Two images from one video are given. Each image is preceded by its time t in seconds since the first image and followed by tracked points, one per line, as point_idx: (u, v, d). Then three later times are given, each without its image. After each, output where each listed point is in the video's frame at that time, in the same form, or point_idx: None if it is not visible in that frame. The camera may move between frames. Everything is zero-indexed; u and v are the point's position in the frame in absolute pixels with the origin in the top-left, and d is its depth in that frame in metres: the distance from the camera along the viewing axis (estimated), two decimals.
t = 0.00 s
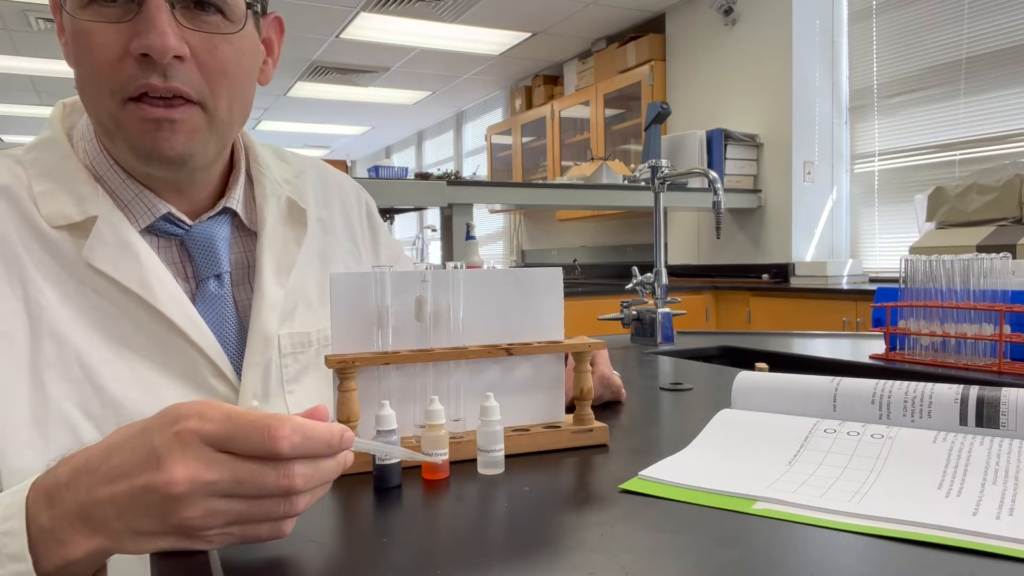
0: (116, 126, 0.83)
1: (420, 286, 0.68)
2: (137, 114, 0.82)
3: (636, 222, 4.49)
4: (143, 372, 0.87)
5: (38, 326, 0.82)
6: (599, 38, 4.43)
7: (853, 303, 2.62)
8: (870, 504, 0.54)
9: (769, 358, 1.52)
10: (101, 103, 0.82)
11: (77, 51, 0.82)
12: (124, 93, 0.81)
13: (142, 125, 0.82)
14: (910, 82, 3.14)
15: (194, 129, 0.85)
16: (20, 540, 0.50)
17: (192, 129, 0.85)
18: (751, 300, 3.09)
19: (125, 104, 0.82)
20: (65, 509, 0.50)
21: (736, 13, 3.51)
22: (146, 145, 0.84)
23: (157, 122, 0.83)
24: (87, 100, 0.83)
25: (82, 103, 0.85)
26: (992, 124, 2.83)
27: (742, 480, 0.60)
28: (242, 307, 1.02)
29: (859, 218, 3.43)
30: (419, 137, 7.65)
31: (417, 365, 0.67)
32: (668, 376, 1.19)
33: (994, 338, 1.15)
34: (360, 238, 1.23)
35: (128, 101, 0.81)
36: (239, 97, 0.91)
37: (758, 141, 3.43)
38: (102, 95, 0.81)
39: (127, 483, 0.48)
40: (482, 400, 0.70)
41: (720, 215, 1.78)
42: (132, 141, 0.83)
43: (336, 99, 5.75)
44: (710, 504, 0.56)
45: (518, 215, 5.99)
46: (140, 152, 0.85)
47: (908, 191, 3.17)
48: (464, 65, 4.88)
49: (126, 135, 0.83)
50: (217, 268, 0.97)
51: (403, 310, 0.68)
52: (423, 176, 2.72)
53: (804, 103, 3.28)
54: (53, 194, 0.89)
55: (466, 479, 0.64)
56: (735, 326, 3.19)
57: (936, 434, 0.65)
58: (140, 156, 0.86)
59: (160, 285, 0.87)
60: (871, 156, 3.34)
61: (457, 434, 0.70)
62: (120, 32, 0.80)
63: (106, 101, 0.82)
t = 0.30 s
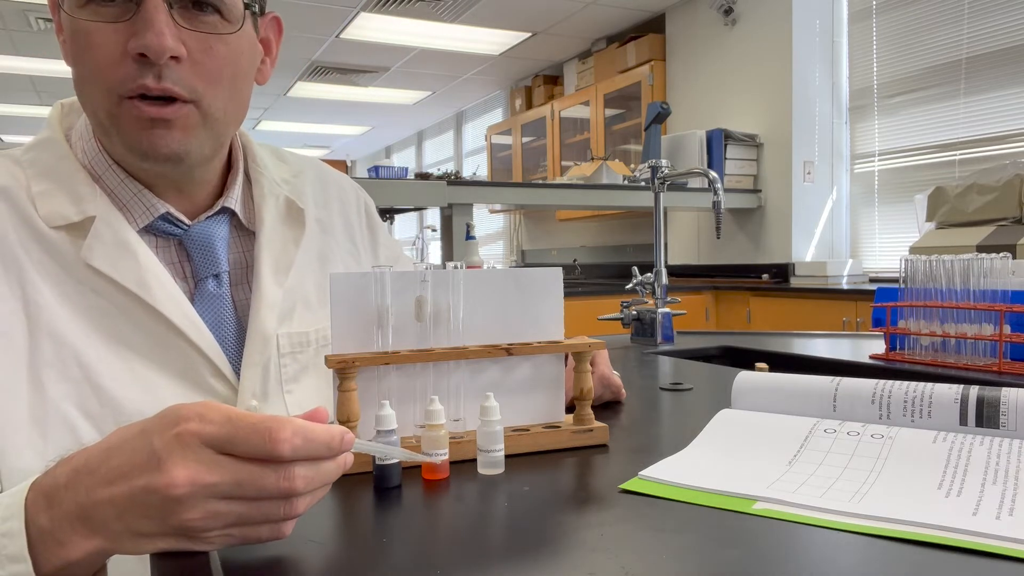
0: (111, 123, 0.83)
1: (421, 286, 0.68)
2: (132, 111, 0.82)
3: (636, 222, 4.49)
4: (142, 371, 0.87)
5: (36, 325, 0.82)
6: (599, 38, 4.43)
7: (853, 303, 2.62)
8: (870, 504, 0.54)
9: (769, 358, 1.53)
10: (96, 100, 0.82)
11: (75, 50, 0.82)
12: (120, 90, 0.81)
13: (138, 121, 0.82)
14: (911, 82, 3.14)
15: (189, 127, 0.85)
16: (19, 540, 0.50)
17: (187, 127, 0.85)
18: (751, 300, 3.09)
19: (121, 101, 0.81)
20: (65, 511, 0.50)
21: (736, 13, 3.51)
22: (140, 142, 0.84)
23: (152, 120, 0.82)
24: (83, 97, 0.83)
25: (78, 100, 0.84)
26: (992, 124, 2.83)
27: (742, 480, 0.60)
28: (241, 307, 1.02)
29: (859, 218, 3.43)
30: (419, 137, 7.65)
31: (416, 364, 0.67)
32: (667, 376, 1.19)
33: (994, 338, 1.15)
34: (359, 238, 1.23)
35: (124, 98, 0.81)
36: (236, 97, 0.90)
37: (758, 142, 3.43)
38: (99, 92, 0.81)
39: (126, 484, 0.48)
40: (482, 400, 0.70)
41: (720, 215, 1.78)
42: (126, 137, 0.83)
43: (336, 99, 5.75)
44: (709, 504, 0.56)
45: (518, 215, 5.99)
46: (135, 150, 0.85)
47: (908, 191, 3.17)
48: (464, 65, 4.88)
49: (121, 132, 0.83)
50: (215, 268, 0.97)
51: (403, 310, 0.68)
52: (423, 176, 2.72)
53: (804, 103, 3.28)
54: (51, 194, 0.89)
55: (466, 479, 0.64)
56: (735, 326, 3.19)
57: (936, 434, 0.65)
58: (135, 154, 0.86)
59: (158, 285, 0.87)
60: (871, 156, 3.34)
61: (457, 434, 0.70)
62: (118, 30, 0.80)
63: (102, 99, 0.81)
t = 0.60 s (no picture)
0: (170, 144, 0.84)
1: (421, 286, 0.68)
2: (198, 128, 0.83)
3: (636, 222, 4.49)
4: (141, 370, 0.87)
5: (34, 322, 0.82)
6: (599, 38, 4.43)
7: (853, 303, 2.62)
8: (870, 504, 0.54)
9: (769, 358, 1.53)
10: (156, 115, 0.82)
11: (130, 69, 0.81)
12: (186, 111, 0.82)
13: (201, 139, 0.83)
14: (911, 82, 3.14)
15: (248, 142, 0.88)
16: (16, 541, 0.50)
17: (247, 141, 0.87)
18: (751, 300, 3.09)
19: (184, 121, 0.83)
20: (64, 510, 0.50)
21: (736, 13, 3.50)
22: (202, 157, 0.85)
23: (218, 138, 0.84)
24: (136, 119, 0.83)
25: (125, 115, 0.84)
26: (992, 124, 2.83)
27: (742, 480, 0.60)
28: (240, 306, 1.02)
29: (859, 218, 3.43)
30: (419, 137, 7.65)
31: (416, 365, 0.67)
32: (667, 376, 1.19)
33: (994, 338, 1.15)
34: (359, 238, 1.23)
35: (188, 118, 0.83)
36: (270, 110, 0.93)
37: (758, 142, 3.43)
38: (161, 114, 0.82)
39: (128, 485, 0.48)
40: (482, 399, 0.70)
41: (720, 215, 1.78)
42: (189, 152, 0.84)
43: (336, 99, 5.75)
44: (709, 504, 0.56)
45: (518, 215, 5.99)
46: (193, 163, 0.86)
47: (908, 191, 3.17)
48: (464, 66, 4.88)
49: (182, 151, 0.84)
50: (214, 267, 0.97)
51: (403, 310, 0.68)
52: (423, 176, 2.72)
53: (804, 103, 3.28)
54: (51, 194, 0.89)
55: (466, 479, 0.64)
56: (735, 326, 3.19)
57: (936, 434, 0.65)
58: (189, 168, 0.87)
59: (156, 283, 0.87)
60: (871, 156, 3.34)
61: (456, 434, 0.70)
62: (182, 56, 0.82)
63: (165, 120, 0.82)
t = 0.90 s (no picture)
0: (178, 145, 0.84)
1: (421, 286, 0.68)
2: (206, 131, 0.84)
3: (636, 222, 4.49)
4: (146, 365, 0.87)
5: (43, 314, 0.82)
6: (599, 38, 4.43)
7: (853, 303, 2.62)
8: (869, 504, 0.54)
9: (769, 358, 1.53)
10: (166, 118, 0.83)
11: (141, 71, 0.81)
12: (195, 111, 0.83)
13: (210, 140, 0.84)
14: (911, 82, 3.14)
15: (254, 142, 0.88)
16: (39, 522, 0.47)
17: (254, 141, 0.88)
18: (751, 300, 3.09)
19: (193, 122, 0.83)
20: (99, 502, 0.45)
21: (736, 13, 3.50)
22: (211, 161, 0.86)
23: (226, 139, 0.85)
24: (145, 119, 0.83)
25: (134, 117, 0.84)
26: (992, 124, 2.83)
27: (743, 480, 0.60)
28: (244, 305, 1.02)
29: (859, 218, 3.43)
30: (419, 137, 7.65)
31: (416, 364, 0.67)
32: (667, 375, 1.19)
33: (994, 338, 1.15)
34: (362, 238, 1.23)
35: (197, 119, 0.83)
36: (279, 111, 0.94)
37: (758, 142, 3.43)
38: (168, 114, 0.82)
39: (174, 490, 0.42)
40: (482, 399, 0.70)
41: (720, 215, 1.78)
42: (198, 156, 0.85)
43: (336, 99, 5.75)
44: (709, 504, 0.56)
45: (518, 215, 5.99)
46: (202, 167, 0.86)
47: (908, 191, 3.17)
48: (464, 66, 4.88)
49: (189, 152, 0.85)
50: (219, 265, 0.97)
51: (403, 310, 0.68)
52: (423, 176, 2.72)
53: (804, 104, 3.28)
54: (60, 190, 0.89)
55: (466, 479, 0.64)
56: (735, 326, 3.19)
57: (936, 434, 0.65)
58: (197, 168, 0.87)
59: (163, 280, 0.87)
60: (871, 156, 3.34)
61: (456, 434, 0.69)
62: (191, 56, 0.82)
63: (173, 121, 0.82)
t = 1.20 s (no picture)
0: (178, 139, 0.84)
1: (420, 286, 0.68)
2: (203, 125, 0.84)
3: (636, 223, 4.49)
4: (153, 360, 0.87)
5: (53, 304, 0.82)
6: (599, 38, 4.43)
7: (853, 303, 2.62)
8: (869, 504, 0.54)
9: (769, 358, 1.53)
10: (164, 111, 0.83)
11: (142, 64, 0.82)
12: (193, 104, 0.83)
13: (209, 134, 0.84)
14: (912, 82, 3.14)
15: (255, 135, 0.87)
16: (76, 503, 0.45)
17: (254, 135, 0.87)
18: (751, 300, 3.09)
19: (191, 115, 0.83)
20: (162, 501, 0.45)
21: (736, 13, 3.51)
22: (208, 154, 0.85)
23: (224, 132, 0.84)
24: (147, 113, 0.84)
25: (136, 111, 0.84)
26: (992, 124, 2.83)
27: (743, 480, 0.60)
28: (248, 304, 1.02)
29: (859, 218, 3.43)
30: (419, 137, 7.65)
31: (416, 364, 0.67)
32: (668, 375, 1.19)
33: (994, 338, 1.15)
34: (366, 238, 1.23)
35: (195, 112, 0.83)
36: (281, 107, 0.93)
37: (758, 142, 3.43)
38: (167, 107, 0.83)
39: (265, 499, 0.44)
40: (482, 400, 0.69)
41: (720, 215, 1.78)
42: (195, 150, 0.85)
43: (336, 99, 5.75)
44: (709, 504, 0.56)
45: (518, 215, 5.99)
46: (200, 161, 0.86)
47: (908, 191, 3.17)
48: (464, 65, 4.88)
49: (188, 146, 0.84)
50: (224, 263, 0.97)
51: (403, 310, 0.68)
52: (423, 176, 2.72)
53: (804, 103, 3.28)
54: (70, 185, 0.90)
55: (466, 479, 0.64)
56: (735, 326, 3.19)
57: (936, 434, 0.65)
58: (198, 163, 0.87)
59: (170, 274, 0.87)
60: (871, 156, 3.34)
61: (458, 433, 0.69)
62: (189, 48, 0.82)
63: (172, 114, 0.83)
